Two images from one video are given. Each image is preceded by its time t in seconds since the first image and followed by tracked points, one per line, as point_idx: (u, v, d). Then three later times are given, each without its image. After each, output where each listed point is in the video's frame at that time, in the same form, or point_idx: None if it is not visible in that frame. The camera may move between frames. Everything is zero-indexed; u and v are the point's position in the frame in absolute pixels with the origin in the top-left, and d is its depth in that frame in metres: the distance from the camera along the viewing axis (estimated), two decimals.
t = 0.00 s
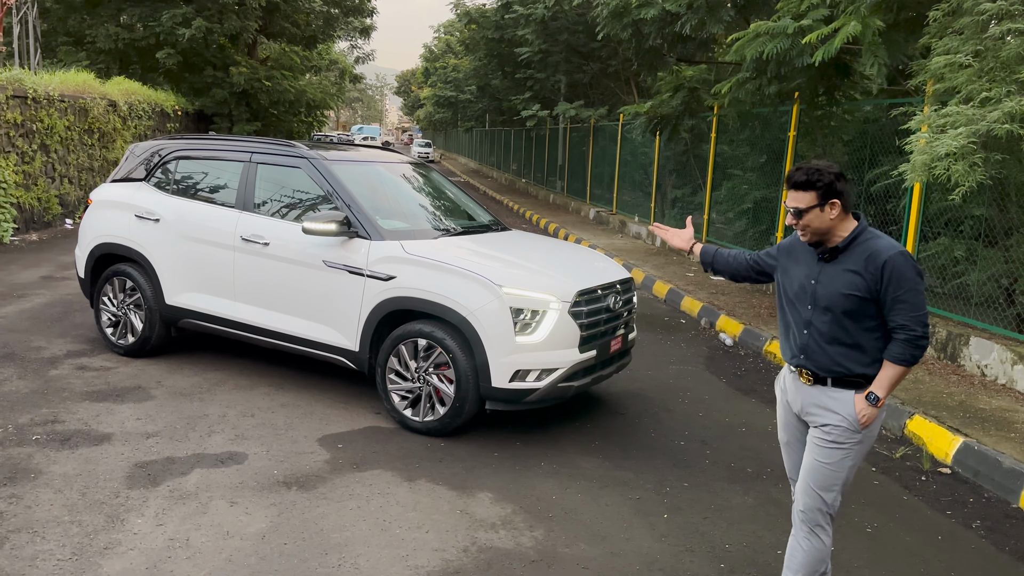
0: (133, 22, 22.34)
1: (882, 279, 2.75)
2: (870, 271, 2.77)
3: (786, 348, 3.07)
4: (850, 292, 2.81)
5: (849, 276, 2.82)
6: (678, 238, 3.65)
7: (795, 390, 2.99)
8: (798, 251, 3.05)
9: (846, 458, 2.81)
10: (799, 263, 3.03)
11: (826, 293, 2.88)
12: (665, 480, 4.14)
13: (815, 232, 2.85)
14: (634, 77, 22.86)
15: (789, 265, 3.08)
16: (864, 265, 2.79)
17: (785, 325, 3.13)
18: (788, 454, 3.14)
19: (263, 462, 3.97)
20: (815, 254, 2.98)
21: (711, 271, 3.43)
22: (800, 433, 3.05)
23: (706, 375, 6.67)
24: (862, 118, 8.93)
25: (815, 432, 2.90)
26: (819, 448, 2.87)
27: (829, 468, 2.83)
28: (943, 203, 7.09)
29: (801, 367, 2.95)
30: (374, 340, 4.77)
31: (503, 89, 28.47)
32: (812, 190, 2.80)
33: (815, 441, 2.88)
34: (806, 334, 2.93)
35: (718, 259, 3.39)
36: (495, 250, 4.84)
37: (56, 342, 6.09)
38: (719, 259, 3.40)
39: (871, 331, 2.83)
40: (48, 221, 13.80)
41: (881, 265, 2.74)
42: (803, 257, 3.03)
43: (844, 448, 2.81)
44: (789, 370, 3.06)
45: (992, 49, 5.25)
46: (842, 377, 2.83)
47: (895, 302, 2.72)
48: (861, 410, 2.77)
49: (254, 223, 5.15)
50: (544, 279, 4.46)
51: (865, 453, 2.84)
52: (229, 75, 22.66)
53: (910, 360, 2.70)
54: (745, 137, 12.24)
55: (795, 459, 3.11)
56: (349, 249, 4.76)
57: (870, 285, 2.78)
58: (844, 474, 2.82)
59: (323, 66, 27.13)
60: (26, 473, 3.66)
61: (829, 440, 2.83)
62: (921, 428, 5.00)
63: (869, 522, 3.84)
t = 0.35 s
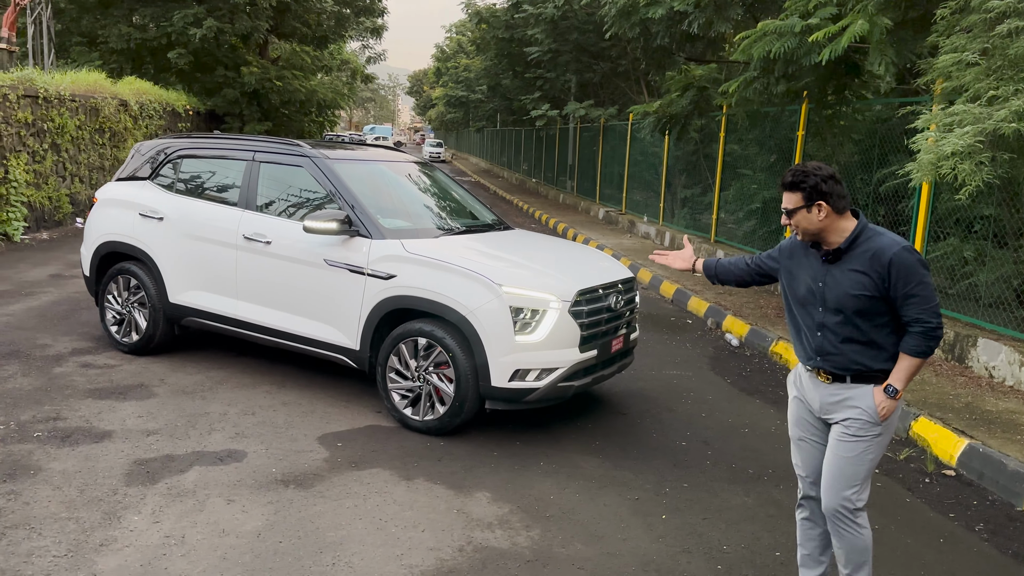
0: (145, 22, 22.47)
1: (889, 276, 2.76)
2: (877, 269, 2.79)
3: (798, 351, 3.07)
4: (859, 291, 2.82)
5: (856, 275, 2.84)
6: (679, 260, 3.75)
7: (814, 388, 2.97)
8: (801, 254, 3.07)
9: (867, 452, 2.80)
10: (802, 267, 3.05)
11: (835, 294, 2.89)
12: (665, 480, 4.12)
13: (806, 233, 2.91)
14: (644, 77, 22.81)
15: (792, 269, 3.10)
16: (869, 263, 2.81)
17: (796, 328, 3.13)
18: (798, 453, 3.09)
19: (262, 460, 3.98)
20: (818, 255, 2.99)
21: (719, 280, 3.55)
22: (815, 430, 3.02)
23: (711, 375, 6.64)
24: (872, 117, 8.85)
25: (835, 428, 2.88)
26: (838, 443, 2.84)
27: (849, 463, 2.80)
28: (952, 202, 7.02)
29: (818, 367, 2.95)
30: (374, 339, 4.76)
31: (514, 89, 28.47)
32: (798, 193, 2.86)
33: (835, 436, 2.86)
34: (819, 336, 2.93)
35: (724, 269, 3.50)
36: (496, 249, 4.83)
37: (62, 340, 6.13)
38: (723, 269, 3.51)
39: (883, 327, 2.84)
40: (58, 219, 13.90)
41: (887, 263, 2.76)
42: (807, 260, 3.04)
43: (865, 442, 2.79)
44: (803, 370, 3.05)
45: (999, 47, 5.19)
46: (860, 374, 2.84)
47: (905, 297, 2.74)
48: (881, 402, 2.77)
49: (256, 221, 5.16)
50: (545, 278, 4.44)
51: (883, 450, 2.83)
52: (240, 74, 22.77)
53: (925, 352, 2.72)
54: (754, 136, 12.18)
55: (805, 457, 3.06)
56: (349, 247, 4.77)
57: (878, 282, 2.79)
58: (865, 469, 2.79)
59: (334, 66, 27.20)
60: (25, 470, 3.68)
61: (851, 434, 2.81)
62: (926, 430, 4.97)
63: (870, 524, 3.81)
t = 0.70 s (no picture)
0: (154, 23, 22.56)
1: (909, 291, 2.77)
2: (898, 284, 2.79)
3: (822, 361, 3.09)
4: (879, 305, 2.84)
5: (877, 289, 2.85)
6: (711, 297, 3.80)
7: (837, 401, 2.98)
8: (828, 266, 3.09)
9: (898, 465, 2.88)
10: (828, 278, 3.07)
11: (857, 307, 2.91)
12: (659, 485, 4.07)
13: (832, 241, 2.92)
14: (652, 77, 22.74)
15: (819, 278, 3.12)
16: (891, 278, 2.82)
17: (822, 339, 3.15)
18: (808, 459, 3.07)
19: (252, 464, 3.96)
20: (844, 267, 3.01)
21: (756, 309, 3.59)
22: (831, 438, 3.01)
23: (712, 378, 6.58)
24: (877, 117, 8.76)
25: (863, 440, 2.92)
26: (870, 455, 2.91)
27: (884, 473, 2.90)
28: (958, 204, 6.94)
29: (841, 380, 2.97)
30: (369, 342, 4.74)
31: (521, 89, 28.42)
32: (827, 201, 2.91)
33: (866, 449, 2.92)
34: (841, 348, 2.95)
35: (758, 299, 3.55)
36: (493, 252, 4.79)
37: (60, 341, 6.13)
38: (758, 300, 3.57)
39: (905, 341, 2.85)
40: (65, 220, 13.96)
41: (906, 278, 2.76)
42: (833, 271, 3.06)
43: (896, 456, 2.87)
44: (827, 380, 3.06)
45: (1002, 47, 5.13)
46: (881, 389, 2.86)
47: (924, 313, 2.74)
48: (904, 421, 2.80)
49: (252, 223, 5.14)
50: (540, 281, 4.40)
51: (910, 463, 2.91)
52: (249, 75, 22.84)
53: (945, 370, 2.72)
54: (760, 136, 12.09)
55: (815, 464, 3.04)
56: (344, 249, 4.74)
57: (899, 297, 2.80)
58: (898, 480, 2.90)
59: (342, 66, 27.23)
60: (14, 473, 3.67)
61: (883, 448, 2.87)
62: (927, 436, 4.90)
63: (866, 531, 3.76)
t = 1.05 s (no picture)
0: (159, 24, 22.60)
1: (940, 295, 2.86)
2: (930, 287, 2.88)
3: (849, 355, 3.21)
4: (910, 305, 2.93)
5: (910, 290, 2.94)
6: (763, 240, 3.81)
7: (859, 393, 3.09)
8: (865, 263, 3.19)
9: (910, 464, 2.97)
10: (866, 275, 3.17)
11: (888, 306, 3.01)
12: (649, 489, 4.04)
13: (873, 240, 3.01)
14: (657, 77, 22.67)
15: (856, 275, 3.23)
16: (924, 280, 2.91)
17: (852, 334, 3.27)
18: (822, 446, 3.20)
19: (239, 467, 3.94)
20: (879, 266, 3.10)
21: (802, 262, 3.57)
22: (849, 429, 3.14)
23: (708, 380, 6.54)
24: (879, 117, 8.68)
25: (881, 434, 3.03)
26: (885, 450, 3.01)
27: (895, 471, 2.99)
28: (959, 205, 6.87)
29: (865, 374, 3.08)
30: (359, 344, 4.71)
31: (526, 89, 28.37)
32: (868, 201, 2.99)
33: (882, 444, 3.03)
34: (868, 344, 3.06)
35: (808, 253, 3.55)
36: (485, 253, 4.76)
37: (54, 342, 6.12)
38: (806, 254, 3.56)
39: (932, 343, 2.94)
40: (67, 220, 13.99)
41: (939, 282, 2.85)
42: (870, 269, 3.16)
43: (911, 455, 2.97)
44: (852, 373, 3.18)
45: (1001, 46, 5.07)
46: (903, 386, 2.96)
47: (953, 317, 2.83)
48: (923, 420, 2.90)
49: (243, 224, 5.12)
50: (530, 283, 4.37)
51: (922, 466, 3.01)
52: (254, 75, 22.86)
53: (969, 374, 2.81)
54: (763, 136, 12.03)
55: (828, 451, 3.17)
56: (334, 251, 4.72)
57: (930, 300, 2.89)
58: (910, 479, 2.98)
59: (346, 66, 27.24)
60: None
61: (899, 445, 2.97)
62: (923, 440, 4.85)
63: (857, 537, 3.71)
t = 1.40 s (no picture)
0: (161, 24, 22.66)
1: (932, 282, 2.89)
2: (922, 275, 2.92)
3: (839, 345, 3.24)
4: (902, 294, 2.96)
5: (902, 279, 2.97)
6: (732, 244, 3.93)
7: (848, 384, 3.14)
8: (855, 254, 3.22)
9: (898, 449, 2.99)
10: (855, 265, 3.20)
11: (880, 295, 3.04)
12: (632, 488, 4.04)
13: (871, 226, 3.00)
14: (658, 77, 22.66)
15: (846, 265, 3.26)
16: (916, 269, 2.94)
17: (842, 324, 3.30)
18: (819, 438, 3.28)
19: (222, 465, 3.95)
20: (870, 257, 3.13)
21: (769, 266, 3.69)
22: (843, 419, 3.21)
23: (699, 380, 6.53)
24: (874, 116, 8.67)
25: (871, 422, 3.07)
26: (875, 437, 3.04)
27: (883, 458, 3.01)
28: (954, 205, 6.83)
29: (855, 363, 3.12)
30: (346, 342, 4.72)
31: (528, 89, 28.37)
32: (873, 184, 2.98)
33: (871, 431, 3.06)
34: (859, 333, 3.09)
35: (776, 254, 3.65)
36: (472, 252, 4.77)
37: (47, 341, 6.15)
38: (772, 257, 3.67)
39: (922, 330, 2.98)
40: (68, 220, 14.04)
41: (931, 269, 2.88)
42: (860, 259, 3.19)
43: (901, 441, 2.98)
44: (841, 364, 3.21)
45: (990, 45, 5.05)
46: (893, 374, 3.00)
47: (944, 304, 2.86)
48: (914, 405, 2.93)
49: (231, 222, 5.14)
50: (516, 281, 4.37)
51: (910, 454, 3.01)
52: (256, 75, 22.91)
53: (959, 359, 2.85)
54: (761, 136, 12.01)
55: (825, 443, 3.25)
56: (321, 249, 4.72)
57: (921, 288, 2.92)
58: (899, 465, 3.00)
59: (349, 67, 27.30)
60: None
61: (887, 431, 3.00)
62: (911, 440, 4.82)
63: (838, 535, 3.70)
